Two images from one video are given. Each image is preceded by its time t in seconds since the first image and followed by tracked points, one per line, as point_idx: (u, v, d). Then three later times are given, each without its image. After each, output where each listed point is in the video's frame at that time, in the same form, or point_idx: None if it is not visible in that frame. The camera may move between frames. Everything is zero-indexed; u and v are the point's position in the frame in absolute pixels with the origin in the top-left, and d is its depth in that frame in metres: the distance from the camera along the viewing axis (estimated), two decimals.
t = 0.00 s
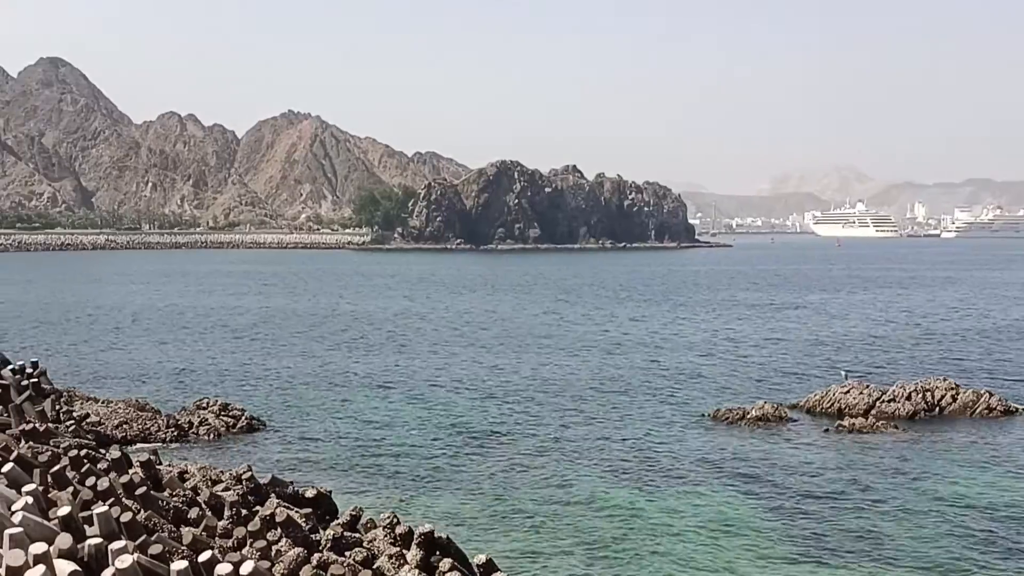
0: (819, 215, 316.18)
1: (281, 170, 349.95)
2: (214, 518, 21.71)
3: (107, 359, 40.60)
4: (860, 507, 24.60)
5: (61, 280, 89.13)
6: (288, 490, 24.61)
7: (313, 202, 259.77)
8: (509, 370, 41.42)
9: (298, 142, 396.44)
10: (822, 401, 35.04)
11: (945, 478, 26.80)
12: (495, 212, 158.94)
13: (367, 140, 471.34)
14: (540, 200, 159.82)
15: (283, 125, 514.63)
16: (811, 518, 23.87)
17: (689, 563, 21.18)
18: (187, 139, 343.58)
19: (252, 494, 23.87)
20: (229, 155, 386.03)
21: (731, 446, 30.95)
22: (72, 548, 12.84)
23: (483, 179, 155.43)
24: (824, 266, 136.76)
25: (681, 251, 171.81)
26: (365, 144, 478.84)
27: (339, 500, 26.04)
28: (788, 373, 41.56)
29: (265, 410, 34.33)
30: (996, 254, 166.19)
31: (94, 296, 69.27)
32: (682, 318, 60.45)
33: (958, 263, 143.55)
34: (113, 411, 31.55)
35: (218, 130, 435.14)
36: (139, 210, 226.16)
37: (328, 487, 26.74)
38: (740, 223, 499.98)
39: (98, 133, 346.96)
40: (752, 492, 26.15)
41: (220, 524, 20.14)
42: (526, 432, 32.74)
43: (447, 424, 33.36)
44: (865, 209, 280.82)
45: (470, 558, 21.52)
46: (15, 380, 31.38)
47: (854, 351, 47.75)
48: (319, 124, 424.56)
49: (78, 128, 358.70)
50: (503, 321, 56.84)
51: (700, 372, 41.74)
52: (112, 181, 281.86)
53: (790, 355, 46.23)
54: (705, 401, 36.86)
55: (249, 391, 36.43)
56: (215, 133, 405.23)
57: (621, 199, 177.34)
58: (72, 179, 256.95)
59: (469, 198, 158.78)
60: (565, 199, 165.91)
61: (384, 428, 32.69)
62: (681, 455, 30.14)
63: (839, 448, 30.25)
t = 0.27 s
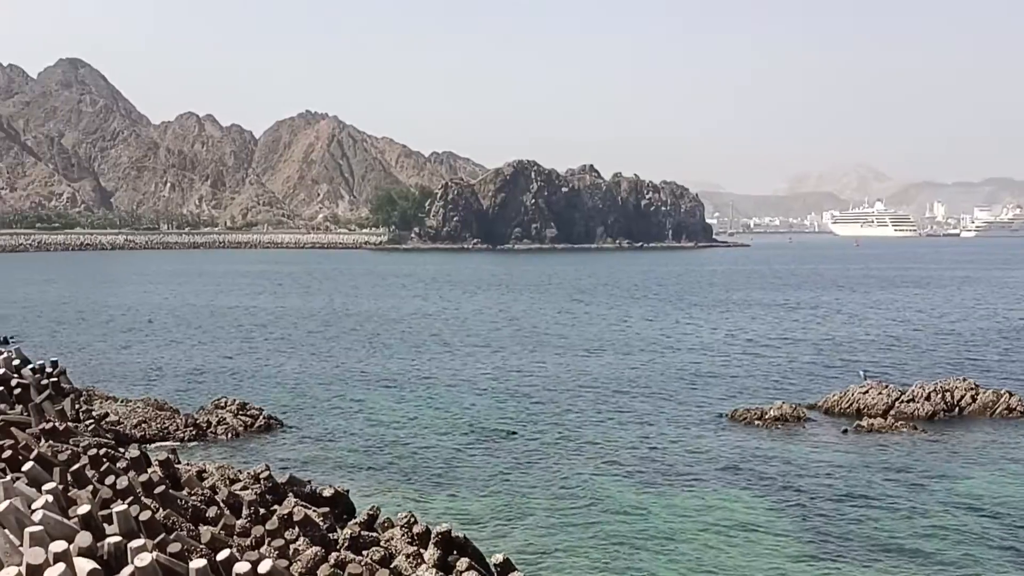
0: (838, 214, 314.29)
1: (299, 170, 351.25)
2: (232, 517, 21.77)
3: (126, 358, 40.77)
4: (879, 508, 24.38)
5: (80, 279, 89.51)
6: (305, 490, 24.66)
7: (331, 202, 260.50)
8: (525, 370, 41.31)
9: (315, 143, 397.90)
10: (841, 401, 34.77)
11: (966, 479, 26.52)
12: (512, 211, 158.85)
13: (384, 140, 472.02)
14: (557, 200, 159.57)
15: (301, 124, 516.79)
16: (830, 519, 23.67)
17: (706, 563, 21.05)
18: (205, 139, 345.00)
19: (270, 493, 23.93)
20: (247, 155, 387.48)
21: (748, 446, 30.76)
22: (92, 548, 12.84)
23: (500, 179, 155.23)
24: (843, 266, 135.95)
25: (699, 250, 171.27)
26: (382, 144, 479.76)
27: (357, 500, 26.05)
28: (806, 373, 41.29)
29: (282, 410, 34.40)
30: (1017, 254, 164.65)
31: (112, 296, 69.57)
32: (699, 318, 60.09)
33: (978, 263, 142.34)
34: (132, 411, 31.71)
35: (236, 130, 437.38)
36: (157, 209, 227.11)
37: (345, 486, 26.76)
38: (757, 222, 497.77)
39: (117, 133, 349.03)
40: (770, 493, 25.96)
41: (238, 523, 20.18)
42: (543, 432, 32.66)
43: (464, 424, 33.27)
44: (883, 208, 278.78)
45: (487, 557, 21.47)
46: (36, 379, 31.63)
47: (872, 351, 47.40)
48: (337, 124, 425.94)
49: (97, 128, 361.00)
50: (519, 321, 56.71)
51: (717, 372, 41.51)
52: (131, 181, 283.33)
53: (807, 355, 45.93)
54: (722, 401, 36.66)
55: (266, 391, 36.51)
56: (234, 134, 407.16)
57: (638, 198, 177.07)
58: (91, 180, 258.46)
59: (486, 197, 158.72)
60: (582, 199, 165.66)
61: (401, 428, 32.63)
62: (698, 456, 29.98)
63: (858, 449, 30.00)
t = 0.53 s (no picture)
0: (859, 213, 312.26)
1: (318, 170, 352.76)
2: (252, 516, 21.87)
3: (147, 358, 41.10)
4: (900, 509, 24.19)
5: (101, 280, 90.18)
6: (324, 489, 24.74)
7: (350, 203, 261.28)
8: (543, 370, 41.28)
9: (334, 143, 399.67)
10: (861, 401, 34.50)
11: (989, 481, 26.23)
12: (531, 212, 159.17)
13: (402, 140, 473.17)
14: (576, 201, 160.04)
15: (320, 125, 519.19)
16: (850, 520, 23.49)
17: (725, 564, 20.95)
18: (225, 140, 346.99)
19: (290, 493, 24.03)
20: (266, 155, 389.47)
21: (768, 447, 30.58)
22: (113, 546, 12.93)
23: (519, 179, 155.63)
24: (864, 266, 135.10)
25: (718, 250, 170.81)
26: (400, 144, 481.13)
27: (376, 500, 26.10)
28: (826, 374, 41.02)
29: (302, 409, 34.54)
30: None
31: (132, 296, 70.08)
32: (718, 318, 59.85)
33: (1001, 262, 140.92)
34: (153, 410, 31.93)
35: (256, 131, 439.81)
36: (178, 210, 228.49)
37: (364, 486, 26.83)
38: (777, 221, 495.46)
39: (138, 135, 351.69)
40: (790, 494, 25.80)
41: (258, 522, 20.27)
42: (562, 432, 32.63)
43: (483, 424, 33.29)
44: (905, 207, 276.67)
45: (506, 557, 21.47)
46: (58, 379, 31.96)
47: (893, 351, 47.03)
48: (356, 125, 427.46)
49: (118, 130, 363.86)
50: (537, 321, 56.69)
51: (737, 372, 41.34)
52: (152, 181, 285.48)
53: (827, 355, 45.66)
54: (742, 401, 36.47)
55: (286, 390, 36.69)
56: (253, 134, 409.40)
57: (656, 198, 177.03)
58: (112, 181, 260.53)
59: (504, 198, 158.98)
60: (601, 199, 166.05)
61: (420, 428, 32.69)
62: (717, 456, 29.83)
63: (879, 449, 29.77)
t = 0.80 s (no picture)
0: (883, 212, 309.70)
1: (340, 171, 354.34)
2: (274, 515, 21.93)
3: (170, 357, 41.37)
4: (926, 511, 23.96)
5: (125, 280, 90.85)
6: (346, 489, 24.79)
7: (371, 204, 262.17)
8: (564, 370, 41.17)
9: (356, 144, 401.41)
10: (886, 402, 34.12)
11: (1015, 483, 25.91)
12: (552, 212, 159.09)
13: (424, 140, 473.99)
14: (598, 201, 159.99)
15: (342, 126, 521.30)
16: (874, 522, 23.25)
17: (748, 566, 20.81)
18: (248, 141, 348.92)
19: (312, 492, 24.09)
20: (289, 156, 391.30)
21: (792, 448, 30.33)
22: (136, 545, 12.95)
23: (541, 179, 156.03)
24: (887, 266, 134.02)
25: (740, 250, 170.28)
26: (421, 144, 482.26)
27: (398, 499, 26.14)
28: (850, 375, 40.66)
29: (324, 409, 34.59)
30: None
31: (156, 296, 70.57)
32: (740, 319, 59.46)
33: None
34: (176, 410, 32.13)
35: (278, 133, 442.18)
36: (201, 211, 229.80)
37: (385, 486, 26.84)
38: (800, 221, 492.65)
39: (162, 136, 354.17)
40: (814, 495, 25.58)
41: (280, 521, 20.30)
42: (583, 432, 32.51)
43: (504, 423, 33.27)
44: (929, 207, 274.41)
45: (527, 557, 21.39)
46: (82, 379, 32.23)
47: (918, 352, 46.62)
48: (378, 125, 429.40)
49: (143, 131, 366.60)
50: (559, 322, 56.53)
51: (759, 373, 41.05)
52: (175, 182, 287.57)
53: (851, 355, 45.29)
54: (765, 403, 36.20)
55: (308, 390, 36.80)
56: (276, 136, 411.96)
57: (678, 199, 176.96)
58: (136, 182, 262.39)
59: (526, 199, 159.01)
60: (623, 199, 165.97)
61: (441, 428, 32.69)
62: (739, 457, 29.64)
63: (903, 450, 29.47)
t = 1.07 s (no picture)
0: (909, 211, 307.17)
1: (364, 171, 355.64)
2: (298, 514, 21.99)
3: (195, 356, 41.61)
4: (953, 517, 23.68)
5: (149, 281, 91.21)
6: (371, 488, 24.83)
7: (395, 203, 262.46)
8: (587, 370, 41.03)
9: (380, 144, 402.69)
10: (912, 403, 33.73)
11: None
12: (576, 212, 159.23)
13: (447, 140, 475.04)
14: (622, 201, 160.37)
15: (366, 127, 523.92)
16: (901, 527, 23.02)
17: (774, 569, 20.64)
18: (273, 142, 351.15)
19: (336, 492, 24.14)
20: (313, 156, 393.23)
21: (817, 449, 30.09)
22: (162, 542, 12.98)
23: (564, 179, 156.75)
24: (913, 266, 132.80)
25: (764, 250, 169.71)
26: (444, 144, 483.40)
27: (422, 498, 26.14)
28: (875, 375, 40.29)
29: (348, 408, 34.67)
30: None
31: (181, 296, 71.07)
32: (765, 319, 59.07)
33: None
34: (201, 408, 32.31)
35: (303, 133, 444.35)
36: (226, 211, 231.19)
37: (409, 485, 26.85)
38: (825, 221, 489.42)
39: (188, 136, 356.93)
40: (840, 499, 25.34)
41: (305, 520, 20.36)
42: (606, 432, 32.38)
43: (527, 423, 33.22)
44: (957, 207, 271.68)
45: (551, 557, 21.34)
46: (108, 377, 32.47)
47: (945, 353, 46.13)
48: (403, 125, 430.91)
49: (169, 131, 369.81)
50: (581, 322, 56.37)
51: (784, 373, 40.76)
52: (201, 182, 289.59)
53: (876, 356, 44.87)
54: (790, 403, 35.93)
55: (332, 388, 36.90)
56: (301, 135, 414.09)
57: (702, 199, 177.30)
58: (161, 182, 264.48)
59: (549, 199, 158.97)
60: (646, 198, 166.17)
61: (464, 427, 32.67)
62: (764, 459, 29.43)
63: (930, 452, 29.14)
